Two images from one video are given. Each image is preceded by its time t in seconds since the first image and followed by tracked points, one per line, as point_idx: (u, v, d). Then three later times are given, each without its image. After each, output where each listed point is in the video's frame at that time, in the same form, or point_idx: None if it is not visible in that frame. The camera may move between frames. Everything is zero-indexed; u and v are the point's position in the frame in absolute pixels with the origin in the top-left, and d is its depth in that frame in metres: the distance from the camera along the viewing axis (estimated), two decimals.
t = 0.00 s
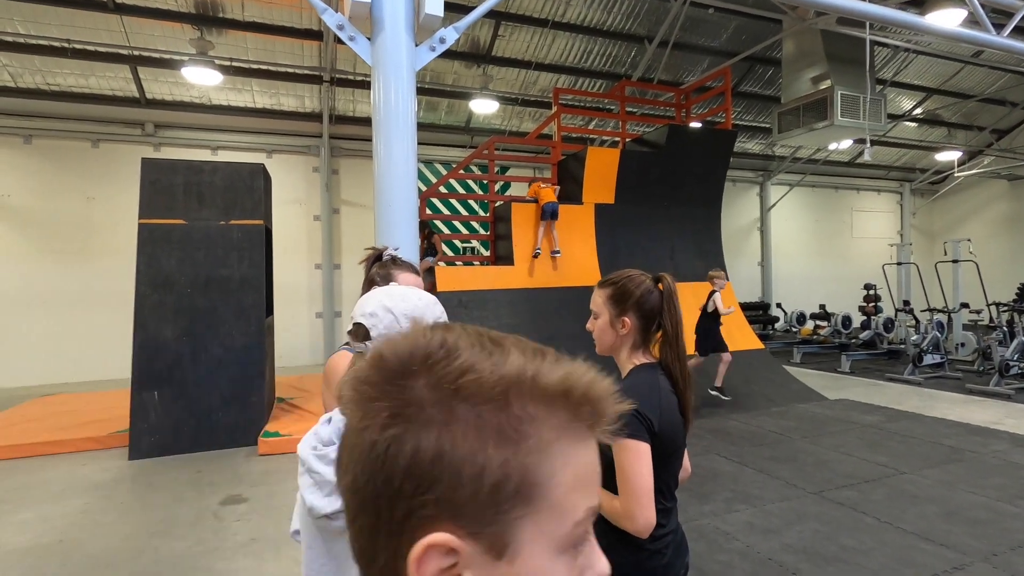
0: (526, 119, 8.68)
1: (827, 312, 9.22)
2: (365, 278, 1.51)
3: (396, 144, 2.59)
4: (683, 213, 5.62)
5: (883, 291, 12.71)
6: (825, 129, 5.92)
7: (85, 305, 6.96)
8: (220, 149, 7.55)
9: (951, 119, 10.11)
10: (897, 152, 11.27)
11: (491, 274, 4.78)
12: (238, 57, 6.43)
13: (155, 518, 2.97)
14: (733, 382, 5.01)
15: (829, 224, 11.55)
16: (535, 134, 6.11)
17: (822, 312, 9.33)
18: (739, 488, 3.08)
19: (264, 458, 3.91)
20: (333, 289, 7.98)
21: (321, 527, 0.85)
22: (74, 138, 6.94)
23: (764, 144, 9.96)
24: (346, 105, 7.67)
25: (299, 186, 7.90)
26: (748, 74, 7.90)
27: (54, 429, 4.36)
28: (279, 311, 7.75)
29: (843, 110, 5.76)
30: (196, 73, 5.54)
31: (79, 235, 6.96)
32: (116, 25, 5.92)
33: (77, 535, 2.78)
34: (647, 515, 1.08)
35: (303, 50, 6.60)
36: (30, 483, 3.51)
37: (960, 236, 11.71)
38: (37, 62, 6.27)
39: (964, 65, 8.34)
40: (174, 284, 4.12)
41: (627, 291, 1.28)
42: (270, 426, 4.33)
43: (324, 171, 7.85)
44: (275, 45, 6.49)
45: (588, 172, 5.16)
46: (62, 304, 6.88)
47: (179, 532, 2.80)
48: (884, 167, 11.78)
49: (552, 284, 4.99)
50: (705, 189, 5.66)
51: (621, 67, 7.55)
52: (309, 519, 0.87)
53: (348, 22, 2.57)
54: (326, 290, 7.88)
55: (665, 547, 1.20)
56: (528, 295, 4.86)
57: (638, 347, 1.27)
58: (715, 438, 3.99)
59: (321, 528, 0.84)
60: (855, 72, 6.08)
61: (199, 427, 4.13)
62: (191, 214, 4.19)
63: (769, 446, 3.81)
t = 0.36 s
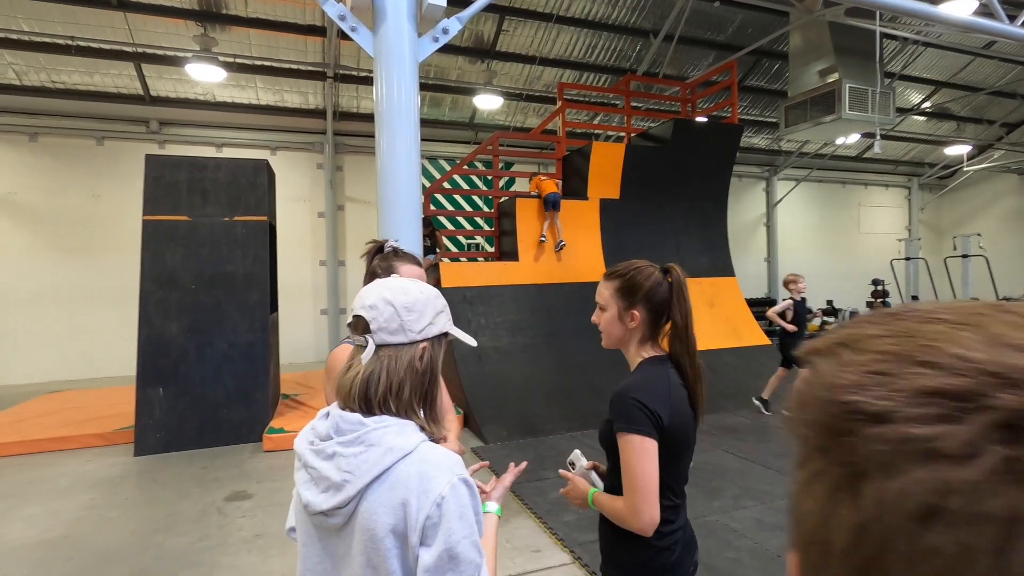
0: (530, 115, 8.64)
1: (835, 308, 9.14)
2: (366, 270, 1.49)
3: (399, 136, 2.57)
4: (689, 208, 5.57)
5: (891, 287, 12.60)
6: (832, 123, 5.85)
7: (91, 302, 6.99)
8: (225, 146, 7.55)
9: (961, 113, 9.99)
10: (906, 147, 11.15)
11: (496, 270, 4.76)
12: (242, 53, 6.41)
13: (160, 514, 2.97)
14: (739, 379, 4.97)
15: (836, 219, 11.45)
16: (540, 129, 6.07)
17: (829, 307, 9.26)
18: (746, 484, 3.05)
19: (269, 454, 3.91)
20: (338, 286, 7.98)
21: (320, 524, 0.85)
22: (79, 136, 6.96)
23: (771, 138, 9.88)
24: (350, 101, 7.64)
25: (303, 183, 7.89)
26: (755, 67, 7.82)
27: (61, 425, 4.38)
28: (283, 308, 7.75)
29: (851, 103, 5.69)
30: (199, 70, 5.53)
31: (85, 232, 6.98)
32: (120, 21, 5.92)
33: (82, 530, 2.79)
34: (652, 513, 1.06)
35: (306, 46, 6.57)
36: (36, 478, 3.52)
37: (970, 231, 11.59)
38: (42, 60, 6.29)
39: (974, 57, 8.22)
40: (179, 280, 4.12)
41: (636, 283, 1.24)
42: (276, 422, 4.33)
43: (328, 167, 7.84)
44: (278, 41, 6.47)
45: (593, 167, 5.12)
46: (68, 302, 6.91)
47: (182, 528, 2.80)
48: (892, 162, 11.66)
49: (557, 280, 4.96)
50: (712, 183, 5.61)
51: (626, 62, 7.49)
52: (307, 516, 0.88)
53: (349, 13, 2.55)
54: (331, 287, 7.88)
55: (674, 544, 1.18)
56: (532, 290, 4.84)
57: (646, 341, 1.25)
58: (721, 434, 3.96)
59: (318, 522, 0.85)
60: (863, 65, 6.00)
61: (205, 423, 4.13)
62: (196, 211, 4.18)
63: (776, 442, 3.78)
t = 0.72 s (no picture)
0: (535, 112, 8.62)
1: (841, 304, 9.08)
2: (370, 265, 1.47)
3: (404, 131, 2.56)
4: (695, 203, 5.54)
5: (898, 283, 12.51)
6: (839, 118, 5.80)
7: (97, 299, 7.02)
8: (230, 143, 7.57)
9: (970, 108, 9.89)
10: (913, 142, 11.06)
11: (500, 267, 4.75)
12: (246, 51, 6.42)
13: (167, 510, 2.98)
14: (745, 376, 4.94)
15: (843, 215, 11.37)
16: (544, 125, 6.04)
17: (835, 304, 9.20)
18: (752, 481, 3.04)
19: (274, 451, 3.93)
20: (343, 283, 7.99)
21: (352, 522, 0.81)
22: (86, 134, 6.99)
23: (777, 134, 9.81)
24: (354, 98, 7.64)
25: (308, 181, 7.89)
26: (761, 63, 7.77)
27: (68, 422, 4.40)
28: (288, 305, 7.78)
29: (859, 98, 5.63)
30: (205, 67, 5.53)
31: (92, 229, 7.01)
32: (125, 19, 5.93)
33: (89, 526, 2.80)
34: (658, 510, 1.05)
35: (311, 43, 6.58)
36: (44, 475, 3.54)
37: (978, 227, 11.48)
38: (49, 58, 6.31)
39: (983, 52, 8.12)
40: (185, 277, 4.13)
41: (642, 278, 1.23)
42: (281, 419, 4.34)
43: (333, 164, 7.85)
44: (282, 38, 6.47)
45: (598, 163, 5.10)
46: (76, 299, 6.95)
47: (188, 524, 2.81)
48: (899, 158, 11.57)
49: (562, 276, 4.95)
50: (718, 180, 5.57)
51: (631, 58, 7.45)
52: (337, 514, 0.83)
53: (353, 8, 2.54)
54: (336, 284, 7.90)
55: (679, 541, 1.16)
56: (537, 287, 4.82)
57: (653, 336, 1.25)
58: (727, 431, 3.94)
59: (349, 520, 0.81)
60: (871, 59, 5.95)
61: (211, 420, 4.14)
62: (201, 208, 4.19)
63: (783, 439, 3.75)
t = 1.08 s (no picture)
0: (540, 104, 8.57)
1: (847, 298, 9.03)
2: (368, 260, 1.46)
3: (408, 121, 2.55)
4: (700, 196, 5.50)
5: (905, 278, 12.43)
6: (848, 110, 5.74)
7: (103, 290, 7.06)
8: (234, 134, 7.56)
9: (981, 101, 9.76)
10: (922, 135, 10.94)
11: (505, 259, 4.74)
12: (251, 41, 6.40)
13: (174, 498, 3.01)
14: (750, 369, 4.93)
15: (850, 209, 11.29)
16: (549, 117, 6.01)
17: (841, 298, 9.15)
18: (756, 474, 3.03)
19: (279, 441, 3.95)
20: (347, 275, 8.00)
21: (423, 508, 0.76)
22: (91, 124, 7.00)
23: (784, 127, 9.73)
24: (358, 89, 7.60)
25: (312, 172, 7.89)
26: (769, 54, 7.68)
27: (74, 411, 4.44)
28: (293, 297, 7.79)
29: (868, 90, 5.57)
30: (209, 57, 5.52)
31: (98, 220, 7.03)
32: (130, 9, 5.91)
33: (97, 514, 2.83)
34: (667, 503, 1.05)
35: (315, 33, 6.54)
36: (52, 463, 3.57)
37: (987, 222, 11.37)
38: (55, 48, 6.31)
39: (995, 43, 8.01)
40: (190, 268, 4.14)
41: (652, 269, 1.22)
42: (285, 410, 4.36)
43: (337, 156, 7.84)
44: (287, 28, 6.45)
45: (604, 156, 5.07)
46: (82, 289, 6.98)
47: (194, 513, 2.83)
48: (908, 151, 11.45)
49: (566, 269, 4.93)
50: (724, 172, 5.53)
51: (637, 49, 7.39)
52: (402, 502, 0.78)
53: None
54: (340, 276, 7.91)
55: (685, 534, 1.17)
56: (542, 280, 4.81)
57: (661, 328, 1.24)
58: (731, 425, 3.94)
59: (418, 508, 0.76)
60: (881, 51, 5.87)
61: (216, 410, 4.17)
62: (206, 199, 4.19)
63: (788, 433, 3.75)
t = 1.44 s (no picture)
0: (543, 94, 8.51)
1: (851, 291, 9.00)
2: (369, 252, 1.47)
3: (413, 112, 2.54)
4: (705, 187, 5.47)
5: (910, 271, 12.37)
6: (855, 101, 5.68)
7: (107, 281, 7.08)
8: (238, 125, 7.54)
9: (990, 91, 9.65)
10: (930, 126, 10.83)
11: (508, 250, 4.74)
12: (254, 31, 6.36)
13: (181, 487, 3.04)
14: (753, 362, 4.93)
15: (855, 201, 11.21)
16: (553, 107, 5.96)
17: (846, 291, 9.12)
18: (760, 466, 3.04)
19: (284, 431, 3.97)
20: (350, 266, 8.02)
21: (483, 508, 0.73)
22: (95, 115, 6.98)
23: (790, 118, 9.65)
24: (362, 79, 7.56)
25: (315, 163, 7.87)
26: (775, 44, 7.60)
27: (81, 401, 4.47)
28: (296, 288, 7.81)
29: (875, 80, 5.51)
30: (212, 47, 5.49)
31: (103, 212, 7.05)
32: None
33: (104, 502, 2.85)
34: (678, 496, 1.05)
35: (318, 23, 6.49)
36: (61, 452, 3.61)
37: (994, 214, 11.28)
38: (58, 38, 6.28)
39: (1005, 33, 7.90)
40: (195, 259, 4.15)
41: (667, 263, 1.22)
42: (290, 400, 4.39)
43: (340, 147, 7.82)
44: (290, 18, 6.41)
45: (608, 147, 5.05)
46: (87, 281, 7.01)
47: (200, 502, 2.86)
48: (915, 142, 11.34)
49: (570, 260, 4.93)
50: (729, 163, 5.49)
51: (642, 39, 7.32)
52: (457, 504, 0.74)
53: None
54: (344, 267, 7.93)
55: (694, 529, 1.17)
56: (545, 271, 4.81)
57: (672, 321, 1.24)
58: (735, 417, 3.94)
59: (478, 509, 0.73)
60: (889, 40, 5.79)
61: (221, 400, 4.19)
62: (210, 190, 4.19)
63: (791, 425, 3.75)
